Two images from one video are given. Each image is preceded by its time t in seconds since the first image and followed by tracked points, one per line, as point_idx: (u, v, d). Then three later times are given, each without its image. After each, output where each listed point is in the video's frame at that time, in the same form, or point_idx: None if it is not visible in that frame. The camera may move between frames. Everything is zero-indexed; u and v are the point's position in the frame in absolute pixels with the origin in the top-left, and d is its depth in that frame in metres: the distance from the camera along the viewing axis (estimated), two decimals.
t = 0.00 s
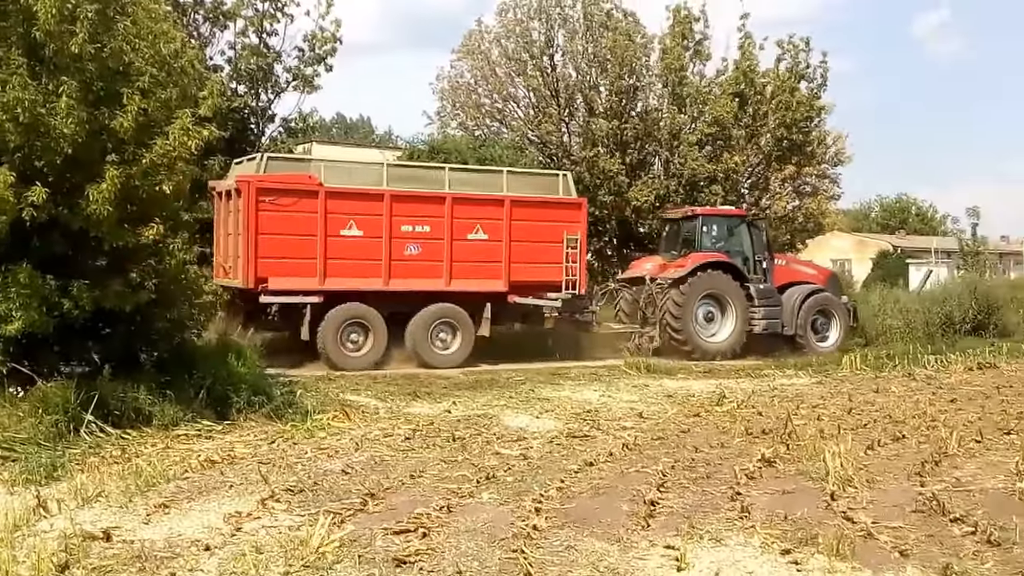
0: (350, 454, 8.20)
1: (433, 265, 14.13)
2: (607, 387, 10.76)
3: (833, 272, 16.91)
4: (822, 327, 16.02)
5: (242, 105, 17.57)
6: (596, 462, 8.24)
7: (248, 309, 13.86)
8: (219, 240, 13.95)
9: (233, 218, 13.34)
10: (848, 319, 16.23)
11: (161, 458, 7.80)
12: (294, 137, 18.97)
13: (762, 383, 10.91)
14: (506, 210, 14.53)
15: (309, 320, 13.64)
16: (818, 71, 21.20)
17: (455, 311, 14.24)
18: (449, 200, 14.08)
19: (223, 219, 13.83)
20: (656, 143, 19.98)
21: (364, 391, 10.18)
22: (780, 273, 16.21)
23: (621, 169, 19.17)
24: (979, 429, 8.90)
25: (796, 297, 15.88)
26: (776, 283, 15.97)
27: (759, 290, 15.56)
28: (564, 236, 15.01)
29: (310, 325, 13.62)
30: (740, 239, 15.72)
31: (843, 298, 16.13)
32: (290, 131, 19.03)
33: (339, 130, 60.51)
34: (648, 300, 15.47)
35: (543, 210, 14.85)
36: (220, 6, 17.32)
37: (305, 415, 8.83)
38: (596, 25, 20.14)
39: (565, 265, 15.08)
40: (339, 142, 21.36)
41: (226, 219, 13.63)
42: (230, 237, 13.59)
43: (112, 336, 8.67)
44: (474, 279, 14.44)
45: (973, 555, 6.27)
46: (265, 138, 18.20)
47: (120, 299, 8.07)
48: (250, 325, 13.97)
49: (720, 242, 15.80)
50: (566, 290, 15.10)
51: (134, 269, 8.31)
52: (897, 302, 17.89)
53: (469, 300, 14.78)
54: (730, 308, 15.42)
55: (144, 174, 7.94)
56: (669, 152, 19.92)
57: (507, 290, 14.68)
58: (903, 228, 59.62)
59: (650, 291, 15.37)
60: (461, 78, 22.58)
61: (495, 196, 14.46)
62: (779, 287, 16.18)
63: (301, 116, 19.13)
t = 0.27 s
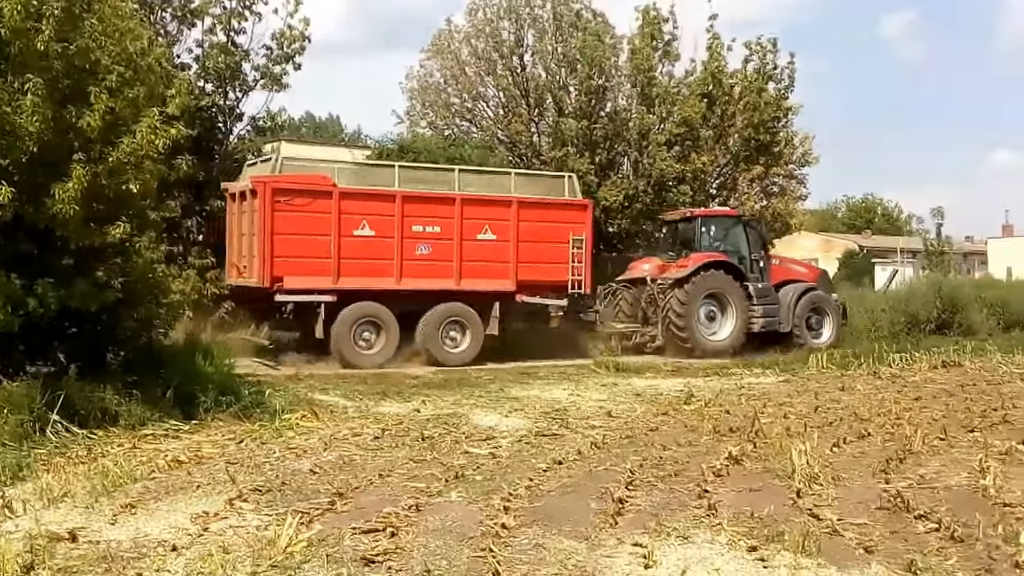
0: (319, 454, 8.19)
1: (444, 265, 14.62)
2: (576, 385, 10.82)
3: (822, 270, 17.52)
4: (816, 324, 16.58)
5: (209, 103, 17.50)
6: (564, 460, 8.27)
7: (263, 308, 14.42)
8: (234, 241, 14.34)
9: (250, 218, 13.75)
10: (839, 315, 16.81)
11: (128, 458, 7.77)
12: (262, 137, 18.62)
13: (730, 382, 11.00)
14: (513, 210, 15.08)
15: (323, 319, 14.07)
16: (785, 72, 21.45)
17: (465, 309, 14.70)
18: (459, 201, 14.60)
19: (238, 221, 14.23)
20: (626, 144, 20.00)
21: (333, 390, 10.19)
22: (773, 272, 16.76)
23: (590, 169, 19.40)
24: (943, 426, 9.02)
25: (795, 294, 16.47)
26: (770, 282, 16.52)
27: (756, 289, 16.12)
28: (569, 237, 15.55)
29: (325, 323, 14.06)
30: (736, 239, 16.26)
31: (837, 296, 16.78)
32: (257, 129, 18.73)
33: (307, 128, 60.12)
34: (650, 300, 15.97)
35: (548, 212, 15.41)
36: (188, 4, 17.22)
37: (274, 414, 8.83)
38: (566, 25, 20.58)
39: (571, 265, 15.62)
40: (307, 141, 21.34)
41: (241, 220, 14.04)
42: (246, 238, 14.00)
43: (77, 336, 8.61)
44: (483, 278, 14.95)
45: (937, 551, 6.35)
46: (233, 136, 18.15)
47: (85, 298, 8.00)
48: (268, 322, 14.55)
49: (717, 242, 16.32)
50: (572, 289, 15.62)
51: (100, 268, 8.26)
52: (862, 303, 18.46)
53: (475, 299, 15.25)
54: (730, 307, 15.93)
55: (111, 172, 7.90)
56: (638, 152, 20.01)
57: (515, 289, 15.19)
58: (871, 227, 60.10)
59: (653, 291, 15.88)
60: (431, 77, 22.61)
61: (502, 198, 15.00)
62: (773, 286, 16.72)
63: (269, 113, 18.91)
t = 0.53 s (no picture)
0: (287, 453, 8.18)
1: (454, 265, 14.92)
2: (545, 384, 10.88)
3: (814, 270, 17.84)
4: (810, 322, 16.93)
5: (177, 101, 17.47)
6: (533, 459, 8.30)
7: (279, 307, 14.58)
8: (249, 242, 14.63)
9: (266, 219, 14.04)
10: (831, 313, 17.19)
11: (94, 458, 7.74)
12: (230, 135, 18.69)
13: (697, 380, 11.08)
14: (520, 211, 15.40)
15: (337, 319, 14.29)
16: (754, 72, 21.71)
17: (473, 310, 14.95)
18: (469, 203, 14.91)
19: (253, 222, 14.52)
20: (595, 143, 20.58)
21: (302, 390, 10.18)
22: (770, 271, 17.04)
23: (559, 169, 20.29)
24: (908, 424, 9.12)
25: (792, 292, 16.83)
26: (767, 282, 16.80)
27: (755, 289, 16.36)
28: (575, 237, 15.93)
29: (340, 323, 14.25)
30: (736, 240, 16.46)
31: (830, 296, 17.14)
32: (226, 127, 18.71)
33: (276, 127, 59.66)
34: (651, 299, 16.16)
35: (554, 212, 15.76)
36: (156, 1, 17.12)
37: (242, 414, 8.82)
38: (535, 26, 20.88)
39: (575, 265, 15.98)
40: (275, 141, 21.32)
41: (257, 221, 14.33)
42: (261, 238, 14.29)
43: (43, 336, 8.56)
44: (491, 278, 15.25)
45: (902, 548, 6.40)
46: (201, 135, 18.21)
47: (51, 298, 7.92)
48: (284, 321, 14.71)
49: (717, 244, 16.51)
50: (578, 289, 15.99)
51: (66, 267, 8.21)
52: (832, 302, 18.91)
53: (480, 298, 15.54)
54: (729, 308, 16.14)
55: (78, 171, 7.86)
56: (607, 152, 20.57)
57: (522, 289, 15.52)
58: (837, 227, 60.65)
59: (653, 291, 16.06)
60: (399, 77, 22.75)
61: (511, 199, 15.34)
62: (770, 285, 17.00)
63: (238, 112, 18.87)
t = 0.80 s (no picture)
0: (258, 453, 8.16)
1: (466, 265, 15.44)
2: (517, 383, 10.89)
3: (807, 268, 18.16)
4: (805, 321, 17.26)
5: (146, 99, 17.37)
6: (505, 458, 8.32)
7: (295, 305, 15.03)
8: (266, 241, 15.07)
9: (284, 218, 14.49)
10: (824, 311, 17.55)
11: (62, 458, 7.71)
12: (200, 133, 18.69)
13: (668, 378, 11.15)
14: (528, 212, 15.96)
15: (352, 316, 14.79)
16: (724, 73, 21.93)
17: (484, 311, 15.46)
18: (481, 204, 15.46)
19: (271, 222, 14.97)
20: (567, 143, 21.12)
21: (273, 389, 10.16)
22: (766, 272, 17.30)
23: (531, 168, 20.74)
24: (875, 422, 9.22)
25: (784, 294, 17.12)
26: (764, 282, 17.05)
27: (755, 291, 16.57)
28: (581, 238, 16.51)
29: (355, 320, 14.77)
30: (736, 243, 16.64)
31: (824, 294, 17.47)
32: (196, 126, 18.77)
33: (248, 127, 58.93)
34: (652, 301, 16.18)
35: (561, 214, 16.34)
36: None
37: (212, 414, 8.79)
38: (507, 25, 21.48)
39: (581, 265, 16.55)
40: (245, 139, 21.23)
41: (275, 220, 14.77)
42: (279, 238, 14.73)
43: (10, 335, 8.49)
44: (500, 277, 15.77)
45: (869, 545, 6.47)
46: (170, 133, 18.15)
47: (17, 298, 7.86)
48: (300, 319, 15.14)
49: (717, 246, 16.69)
50: (583, 289, 16.56)
51: (34, 266, 8.11)
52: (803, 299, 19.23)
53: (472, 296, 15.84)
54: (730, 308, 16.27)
55: (46, 169, 7.79)
56: (579, 151, 21.03)
57: (530, 289, 16.07)
58: (807, 228, 60.96)
59: (655, 293, 16.08)
60: (372, 75, 23.43)
61: (520, 200, 15.90)
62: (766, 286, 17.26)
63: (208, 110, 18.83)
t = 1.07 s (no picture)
0: (231, 453, 8.13)
1: (476, 265, 15.87)
2: (491, 382, 10.92)
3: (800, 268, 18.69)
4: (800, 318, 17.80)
5: (119, 98, 17.22)
6: (479, 457, 8.33)
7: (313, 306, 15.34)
8: (282, 244, 15.40)
9: (300, 221, 14.83)
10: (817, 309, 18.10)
11: (32, 459, 7.66)
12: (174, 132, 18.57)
13: (642, 377, 11.20)
14: (534, 213, 16.38)
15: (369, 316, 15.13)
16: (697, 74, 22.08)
17: (496, 308, 15.90)
18: (490, 205, 15.87)
19: (286, 225, 15.29)
20: (542, 143, 21.20)
21: (246, 389, 10.12)
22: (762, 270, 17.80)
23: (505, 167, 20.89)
24: (846, 420, 9.31)
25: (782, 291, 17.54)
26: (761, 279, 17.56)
27: (752, 287, 17.11)
28: (586, 238, 16.95)
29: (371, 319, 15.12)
30: (733, 241, 17.17)
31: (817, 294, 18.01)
32: (169, 124, 18.55)
33: (222, 126, 58.45)
34: (652, 297, 16.78)
35: (567, 214, 16.77)
36: None
37: (184, 414, 8.75)
38: (483, 25, 21.68)
39: (585, 263, 16.97)
40: (218, 137, 21.15)
41: (291, 223, 15.10)
42: (295, 240, 15.06)
43: None
44: (509, 276, 16.21)
45: (839, 542, 6.54)
46: (143, 132, 18.02)
47: None
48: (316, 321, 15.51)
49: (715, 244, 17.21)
50: (589, 287, 17.02)
51: (4, 265, 8.00)
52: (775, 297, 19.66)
53: (461, 296, 16.02)
54: (728, 303, 16.87)
55: (16, 168, 7.72)
56: (553, 151, 21.16)
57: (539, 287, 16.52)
58: (779, 227, 61.16)
59: (656, 289, 16.70)
60: (347, 74, 23.42)
61: (527, 201, 16.32)
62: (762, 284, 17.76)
63: (181, 109, 18.68)
